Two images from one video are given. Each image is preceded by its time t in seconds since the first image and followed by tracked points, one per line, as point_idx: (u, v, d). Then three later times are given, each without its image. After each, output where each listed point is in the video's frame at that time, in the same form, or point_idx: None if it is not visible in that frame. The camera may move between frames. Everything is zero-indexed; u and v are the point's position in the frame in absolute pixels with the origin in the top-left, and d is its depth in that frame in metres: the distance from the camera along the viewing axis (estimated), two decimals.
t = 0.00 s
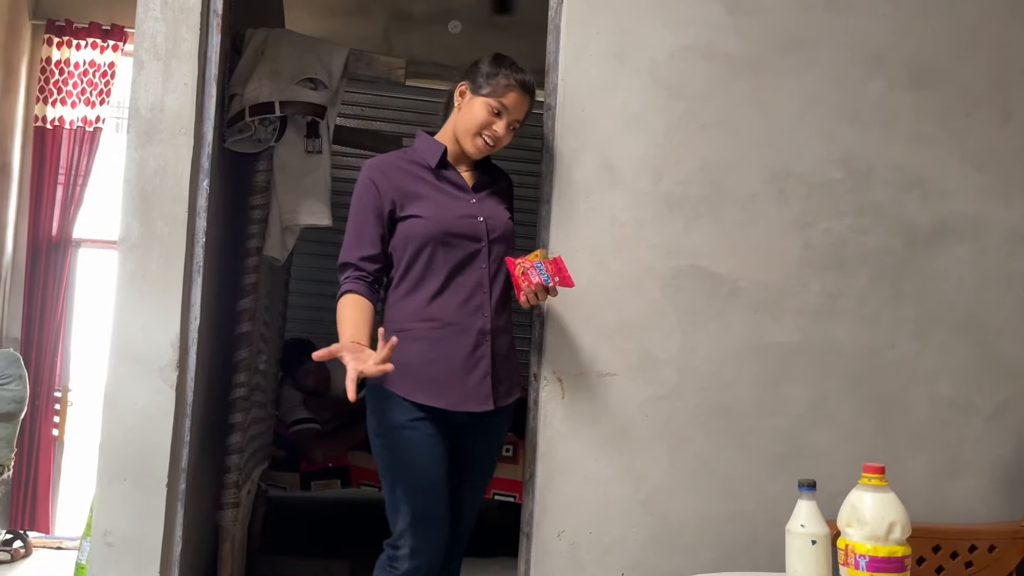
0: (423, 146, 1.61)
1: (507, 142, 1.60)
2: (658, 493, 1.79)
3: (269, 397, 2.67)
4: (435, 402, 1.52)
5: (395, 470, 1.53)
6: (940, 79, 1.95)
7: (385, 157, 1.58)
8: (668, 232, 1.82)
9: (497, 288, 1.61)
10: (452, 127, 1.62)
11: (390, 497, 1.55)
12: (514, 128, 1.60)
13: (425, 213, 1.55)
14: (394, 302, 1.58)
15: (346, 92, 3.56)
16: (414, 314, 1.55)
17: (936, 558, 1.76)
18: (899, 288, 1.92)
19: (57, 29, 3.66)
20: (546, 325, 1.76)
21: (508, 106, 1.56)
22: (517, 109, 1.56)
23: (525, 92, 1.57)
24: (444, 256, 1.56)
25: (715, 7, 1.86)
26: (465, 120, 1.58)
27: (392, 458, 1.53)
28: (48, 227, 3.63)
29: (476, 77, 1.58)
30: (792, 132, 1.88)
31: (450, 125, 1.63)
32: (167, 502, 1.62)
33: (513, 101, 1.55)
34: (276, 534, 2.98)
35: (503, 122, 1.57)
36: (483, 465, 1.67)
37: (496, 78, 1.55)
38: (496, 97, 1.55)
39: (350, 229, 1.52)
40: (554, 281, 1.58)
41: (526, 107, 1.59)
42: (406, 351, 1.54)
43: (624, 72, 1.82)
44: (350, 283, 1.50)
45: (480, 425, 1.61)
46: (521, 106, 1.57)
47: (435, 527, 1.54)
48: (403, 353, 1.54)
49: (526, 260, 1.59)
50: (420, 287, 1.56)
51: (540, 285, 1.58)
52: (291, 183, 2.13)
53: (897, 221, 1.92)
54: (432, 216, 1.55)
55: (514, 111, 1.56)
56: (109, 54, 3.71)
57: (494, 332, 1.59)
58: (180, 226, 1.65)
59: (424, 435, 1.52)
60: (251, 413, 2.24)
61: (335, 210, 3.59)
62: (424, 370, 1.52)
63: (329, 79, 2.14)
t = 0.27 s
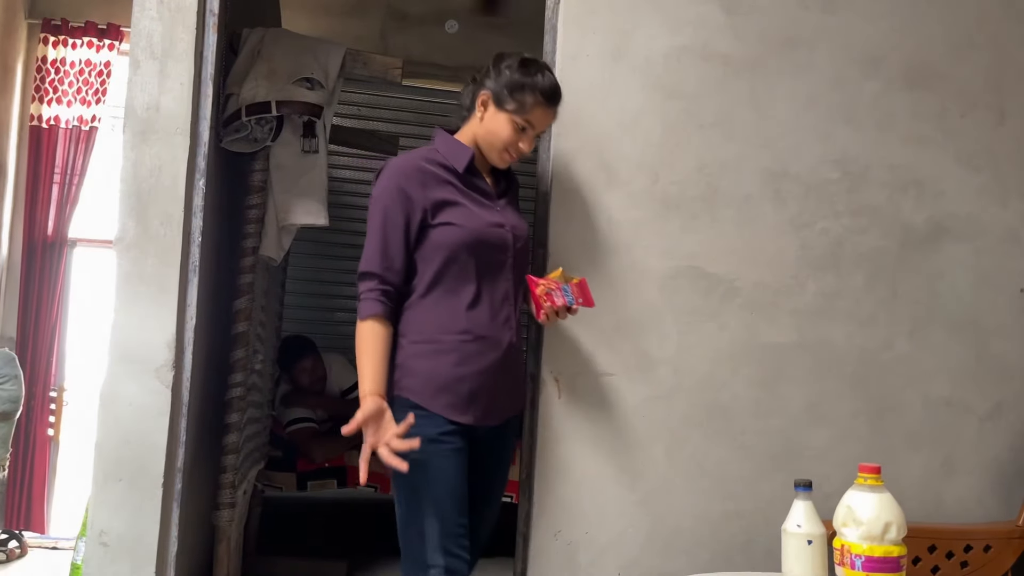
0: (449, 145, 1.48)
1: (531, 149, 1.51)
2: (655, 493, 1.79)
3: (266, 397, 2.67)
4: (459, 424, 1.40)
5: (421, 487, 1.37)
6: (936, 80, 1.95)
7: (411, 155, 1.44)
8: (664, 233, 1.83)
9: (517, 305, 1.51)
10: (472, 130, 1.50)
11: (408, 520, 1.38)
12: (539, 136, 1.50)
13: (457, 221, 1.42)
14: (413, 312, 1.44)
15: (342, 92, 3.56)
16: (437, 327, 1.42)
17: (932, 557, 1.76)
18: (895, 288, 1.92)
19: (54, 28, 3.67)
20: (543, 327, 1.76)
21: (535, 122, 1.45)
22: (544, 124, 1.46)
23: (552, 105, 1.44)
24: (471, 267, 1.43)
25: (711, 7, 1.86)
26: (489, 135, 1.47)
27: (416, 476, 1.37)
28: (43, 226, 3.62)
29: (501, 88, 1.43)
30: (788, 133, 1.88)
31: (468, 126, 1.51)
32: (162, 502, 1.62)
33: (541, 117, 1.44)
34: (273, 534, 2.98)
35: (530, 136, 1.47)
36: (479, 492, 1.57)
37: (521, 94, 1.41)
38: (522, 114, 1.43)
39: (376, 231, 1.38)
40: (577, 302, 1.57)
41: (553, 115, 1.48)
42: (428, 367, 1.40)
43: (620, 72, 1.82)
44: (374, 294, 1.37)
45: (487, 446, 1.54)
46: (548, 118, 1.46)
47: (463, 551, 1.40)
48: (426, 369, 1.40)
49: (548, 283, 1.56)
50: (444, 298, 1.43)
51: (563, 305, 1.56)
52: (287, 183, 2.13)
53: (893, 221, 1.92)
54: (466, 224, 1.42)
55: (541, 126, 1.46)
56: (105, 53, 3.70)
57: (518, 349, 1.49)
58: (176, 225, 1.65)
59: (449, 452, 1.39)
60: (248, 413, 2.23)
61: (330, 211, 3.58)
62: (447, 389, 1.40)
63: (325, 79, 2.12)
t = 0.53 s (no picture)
0: (474, 154, 1.38)
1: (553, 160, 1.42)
2: (649, 493, 1.79)
3: (261, 397, 2.67)
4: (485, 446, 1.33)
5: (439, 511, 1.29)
6: (930, 82, 1.96)
7: (440, 163, 1.36)
8: (659, 233, 1.83)
9: (527, 325, 1.46)
10: (491, 138, 1.40)
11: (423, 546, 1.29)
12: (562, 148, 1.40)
13: (490, 236, 1.36)
14: (438, 327, 1.35)
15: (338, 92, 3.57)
16: (461, 345, 1.33)
17: (926, 557, 1.77)
18: (889, 289, 1.93)
19: (50, 27, 3.67)
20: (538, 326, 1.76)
21: (557, 138, 1.35)
22: (568, 140, 1.36)
23: (577, 120, 1.33)
24: (497, 285, 1.37)
25: (706, 8, 1.87)
26: (509, 147, 1.37)
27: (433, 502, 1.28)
28: (38, 226, 3.62)
29: (525, 101, 1.32)
30: (783, 133, 1.89)
31: (487, 133, 1.40)
32: (157, 502, 1.62)
33: (564, 133, 1.34)
34: (268, 534, 2.98)
35: (552, 150, 1.37)
36: (497, 504, 1.46)
37: (545, 110, 1.31)
38: (544, 129, 1.33)
39: (410, 243, 1.28)
40: (609, 298, 1.59)
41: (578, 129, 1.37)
42: (456, 386, 1.31)
43: (616, 73, 1.82)
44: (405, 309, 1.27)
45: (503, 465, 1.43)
46: (573, 133, 1.36)
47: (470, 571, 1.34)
48: (456, 389, 1.31)
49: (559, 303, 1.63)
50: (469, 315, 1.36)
51: (596, 306, 1.58)
52: (282, 182, 2.12)
53: (888, 221, 1.93)
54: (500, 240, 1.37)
55: (564, 142, 1.36)
56: (101, 53, 3.70)
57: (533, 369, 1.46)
58: (171, 224, 1.65)
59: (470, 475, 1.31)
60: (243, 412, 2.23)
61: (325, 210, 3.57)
62: (477, 411, 1.32)
63: (320, 78, 2.13)
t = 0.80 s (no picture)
0: (481, 141, 1.35)
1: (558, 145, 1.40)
2: (645, 486, 1.79)
3: (256, 392, 2.66)
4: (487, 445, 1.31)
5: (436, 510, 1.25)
6: (926, 75, 1.96)
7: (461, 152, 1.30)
8: (654, 226, 1.82)
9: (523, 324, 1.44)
10: (496, 123, 1.37)
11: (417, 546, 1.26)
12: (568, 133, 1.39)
13: (502, 229, 1.32)
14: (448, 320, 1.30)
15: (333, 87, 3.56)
16: (467, 345, 1.32)
17: (920, 550, 1.77)
18: (885, 282, 1.92)
19: (44, 22, 3.66)
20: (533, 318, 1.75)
21: (568, 122, 1.33)
22: (577, 124, 1.35)
23: (587, 102, 1.32)
24: (507, 283, 1.35)
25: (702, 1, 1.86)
26: (516, 131, 1.35)
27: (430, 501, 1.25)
28: (33, 221, 3.61)
29: (535, 84, 1.30)
30: (779, 127, 1.89)
31: (492, 118, 1.37)
32: (151, 496, 1.62)
33: (574, 117, 1.33)
34: (264, 529, 2.97)
35: (560, 134, 1.35)
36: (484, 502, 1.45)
37: (555, 91, 1.29)
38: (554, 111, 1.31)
39: (440, 229, 1.21)
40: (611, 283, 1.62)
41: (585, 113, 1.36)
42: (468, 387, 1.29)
43: (612, 66, 1.82)
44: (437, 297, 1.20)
45: (498, 469, 1.40)
46: (581, 117, 1.35)
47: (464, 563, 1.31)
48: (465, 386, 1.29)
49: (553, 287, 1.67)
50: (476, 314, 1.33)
51: (598, 291, 1.60)
52: (277, 176, 2.12)
53: (884, 215, 1.93)
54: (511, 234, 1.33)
55: (573, 126, 1.34)
56: (96, 47, 3.70)
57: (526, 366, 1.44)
58: (165, 217, 1.64)
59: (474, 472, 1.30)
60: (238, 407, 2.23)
61: (321, 205, 3.56)
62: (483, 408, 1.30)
63: (315, 71, 2.12)
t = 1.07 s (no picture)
0: (480, 140, 1.31)
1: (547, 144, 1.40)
2: (643, 482, 1.79)
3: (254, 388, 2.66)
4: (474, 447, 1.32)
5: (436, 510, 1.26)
6: (925, 70, 1.95)
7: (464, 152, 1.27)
8: (652, 222, 1.82)
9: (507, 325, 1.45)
10: (488, 118, 1.35)
11: (416, 547, 1.26)
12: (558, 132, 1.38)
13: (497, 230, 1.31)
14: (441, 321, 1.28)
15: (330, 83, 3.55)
16: (456, 348, 1.32)
17: (919, 545, 1.77)
18: (883, 278, 1.92)
19: (40, 17, 3.66)
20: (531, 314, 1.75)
21: (561, 121, 1.32)
22: (569, 123, 1.34)
23: (580, 102, 1.32)
24: (499, 287, 1.35)
25: None
26: (510, 128, 1.33)
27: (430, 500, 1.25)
28: (29, 218, 3.60)
29: (531, 80, 1.29)
30: (777, 122, 1.88)
31: (484, 113, 1.35)
32: (148, 492, 1.61)
33: (568, 116, 1.32)
34: (261, 526, 2.97)
35: (553, 133, 1.35)
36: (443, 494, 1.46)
37: (553, 90, 1.28)
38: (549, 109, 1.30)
39: (442, 231, 1.19)
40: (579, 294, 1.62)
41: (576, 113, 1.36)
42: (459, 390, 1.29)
43: (610, 61, 1.81)
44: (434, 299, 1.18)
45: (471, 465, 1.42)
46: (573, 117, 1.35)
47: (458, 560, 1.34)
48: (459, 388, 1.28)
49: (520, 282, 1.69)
50: (465, 316, 1.33)
51: (567, 299, 1.60)
52: (274, 172, 2.11)
53: (882, 210, 1.93)
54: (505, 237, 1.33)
55: (565, 125, 1.34)
56: (92, 43, 3.68)
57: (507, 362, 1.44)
58: (162, 213, 1.63)
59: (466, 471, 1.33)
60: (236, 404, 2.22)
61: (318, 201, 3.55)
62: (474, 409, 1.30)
63: (312, 67, 2.12)
